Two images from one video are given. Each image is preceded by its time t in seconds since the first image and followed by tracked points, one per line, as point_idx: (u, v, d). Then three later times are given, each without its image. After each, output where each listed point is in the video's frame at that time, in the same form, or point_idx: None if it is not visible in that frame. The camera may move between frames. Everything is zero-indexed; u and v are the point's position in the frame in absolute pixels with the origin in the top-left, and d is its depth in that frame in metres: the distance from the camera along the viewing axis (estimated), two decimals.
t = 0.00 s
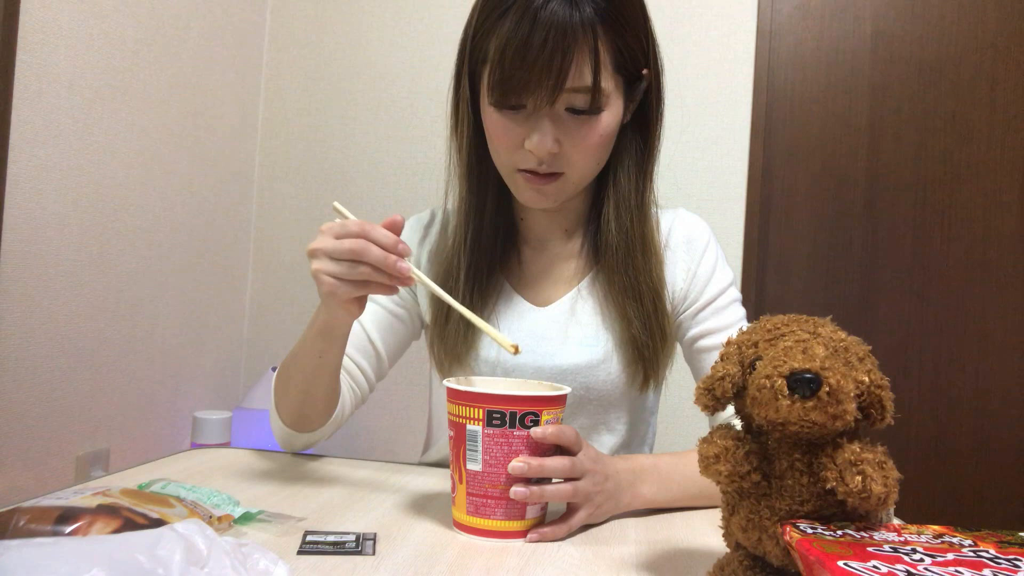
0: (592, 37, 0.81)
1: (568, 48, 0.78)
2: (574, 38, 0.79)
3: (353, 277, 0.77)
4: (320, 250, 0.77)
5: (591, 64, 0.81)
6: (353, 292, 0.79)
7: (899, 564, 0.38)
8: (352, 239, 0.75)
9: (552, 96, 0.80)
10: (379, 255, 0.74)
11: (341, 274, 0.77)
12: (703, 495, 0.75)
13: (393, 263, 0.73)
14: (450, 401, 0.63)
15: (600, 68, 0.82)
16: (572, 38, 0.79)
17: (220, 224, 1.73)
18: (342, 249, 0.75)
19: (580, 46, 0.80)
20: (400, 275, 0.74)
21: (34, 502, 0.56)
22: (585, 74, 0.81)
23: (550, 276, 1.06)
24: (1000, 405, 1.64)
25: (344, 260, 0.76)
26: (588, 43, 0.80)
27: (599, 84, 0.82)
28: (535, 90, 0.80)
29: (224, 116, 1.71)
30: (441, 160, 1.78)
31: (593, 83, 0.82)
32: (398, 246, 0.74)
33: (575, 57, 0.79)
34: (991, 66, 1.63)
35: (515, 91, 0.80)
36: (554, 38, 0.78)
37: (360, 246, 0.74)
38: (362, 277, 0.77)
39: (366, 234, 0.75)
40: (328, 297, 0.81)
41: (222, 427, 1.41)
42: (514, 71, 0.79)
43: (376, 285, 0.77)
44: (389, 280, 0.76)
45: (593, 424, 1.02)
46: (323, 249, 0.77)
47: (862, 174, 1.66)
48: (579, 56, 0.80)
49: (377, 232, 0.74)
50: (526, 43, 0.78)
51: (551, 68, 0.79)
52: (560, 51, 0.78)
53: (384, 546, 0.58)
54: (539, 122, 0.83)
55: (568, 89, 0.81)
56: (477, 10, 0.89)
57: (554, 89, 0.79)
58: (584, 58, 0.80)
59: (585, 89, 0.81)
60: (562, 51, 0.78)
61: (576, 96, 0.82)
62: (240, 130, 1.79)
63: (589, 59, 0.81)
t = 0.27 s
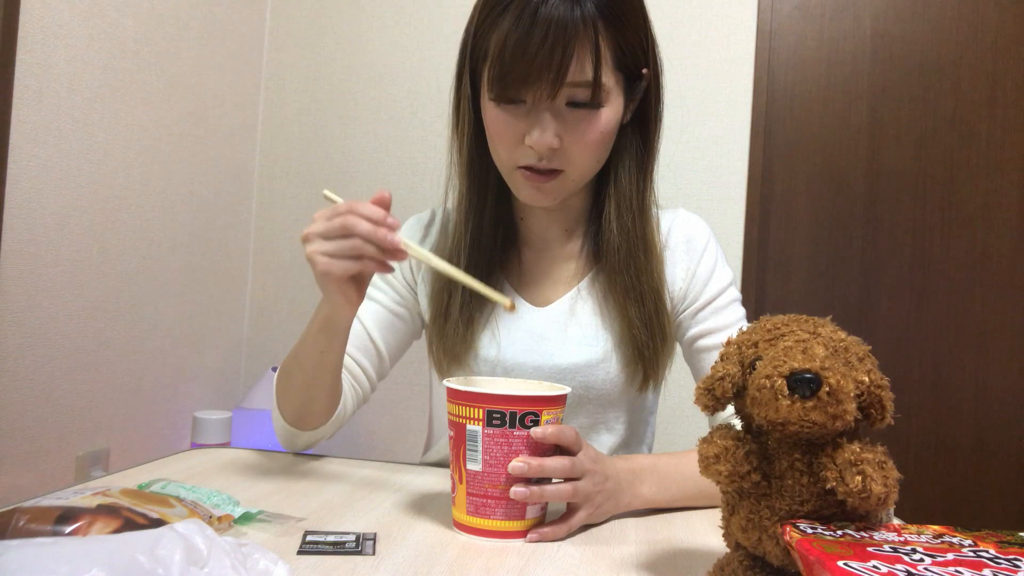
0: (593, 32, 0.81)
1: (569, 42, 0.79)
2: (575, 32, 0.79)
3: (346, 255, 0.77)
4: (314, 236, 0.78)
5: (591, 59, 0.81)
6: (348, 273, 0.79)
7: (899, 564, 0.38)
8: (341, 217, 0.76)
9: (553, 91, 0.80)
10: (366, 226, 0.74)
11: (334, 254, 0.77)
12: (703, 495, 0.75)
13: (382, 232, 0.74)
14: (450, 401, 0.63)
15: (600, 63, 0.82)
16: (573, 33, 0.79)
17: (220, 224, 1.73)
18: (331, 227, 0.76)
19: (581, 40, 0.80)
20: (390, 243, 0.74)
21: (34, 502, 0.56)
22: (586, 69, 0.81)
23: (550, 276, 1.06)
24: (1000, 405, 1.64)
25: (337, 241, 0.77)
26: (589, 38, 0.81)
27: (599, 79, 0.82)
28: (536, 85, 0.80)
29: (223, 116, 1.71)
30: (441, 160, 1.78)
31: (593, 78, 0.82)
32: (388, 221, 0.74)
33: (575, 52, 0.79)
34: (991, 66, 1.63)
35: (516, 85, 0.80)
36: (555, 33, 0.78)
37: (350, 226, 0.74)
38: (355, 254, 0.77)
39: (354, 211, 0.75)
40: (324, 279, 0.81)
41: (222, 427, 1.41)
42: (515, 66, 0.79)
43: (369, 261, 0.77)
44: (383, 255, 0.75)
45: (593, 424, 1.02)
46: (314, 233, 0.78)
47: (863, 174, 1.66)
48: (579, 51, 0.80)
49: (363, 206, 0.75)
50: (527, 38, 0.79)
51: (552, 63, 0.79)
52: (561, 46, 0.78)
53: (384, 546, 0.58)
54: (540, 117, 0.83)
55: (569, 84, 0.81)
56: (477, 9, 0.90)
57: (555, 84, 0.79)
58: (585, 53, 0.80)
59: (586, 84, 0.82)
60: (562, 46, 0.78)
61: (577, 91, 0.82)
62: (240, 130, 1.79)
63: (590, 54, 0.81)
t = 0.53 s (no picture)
0: (586, 31, 0.81)
1: (562, 41, 0.79)
2: (567, 31, 0.79)
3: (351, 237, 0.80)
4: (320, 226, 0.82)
5: (585, 58, 0.81)
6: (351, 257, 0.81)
7: (899, 564, 0.38)
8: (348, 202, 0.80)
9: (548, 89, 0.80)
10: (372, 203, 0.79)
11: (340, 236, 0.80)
12: (703, 495, 0.75)
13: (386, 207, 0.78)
14: (450, 401, 0.63)
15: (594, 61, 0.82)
16: (565, 32, 0.79)
17: (220, 224, 1.73)
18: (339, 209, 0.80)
19: (573, 39, 0.80)
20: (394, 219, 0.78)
21: (34, 502, 0.56)
22: (580, 67, 0.81)
23: (549, 276, 1.06)
24: (1000, 405, 1.64)
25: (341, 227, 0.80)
26: (582, 37, 0.81)
27: (593, 77, 0.82)
28: (531, 84, 0.80)
29: (223, 116, 1.71)
30: (441, 160, 1.78)
31: (587, 76, 0.82)
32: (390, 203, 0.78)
33: (569, 50, 0.80)
34: (990, 66, 1.63)
35: (511, 85, 0.80)
36: (548, 32, 0.78)
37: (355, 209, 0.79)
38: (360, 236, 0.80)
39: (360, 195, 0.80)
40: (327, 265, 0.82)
41: (222, 427, 1.41)
42: (510, 66, 0.80)
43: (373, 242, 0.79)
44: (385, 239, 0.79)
45: (593, 423, 1.02)
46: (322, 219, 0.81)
47: (862, 174, 1.66)
48: (572, 49, 0.80)
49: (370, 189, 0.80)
50: (521, 38, 0.79)
51: (546, 62, 0.79)
52: (554, 45, 0.79)
53: (384, 546, 0.58)
54: (536, 117, 0.83)
55: (564, 83, 0.81)
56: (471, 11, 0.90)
57: (550, 83, 0.80)
58: (578, 51, 0.80)
59: (581, 83, 0.81)
60: (556, 45, 0.78)
61: (573, 90, 0.82)
62: (239, 130, 1.79)
63: (583, 52, 0.81)
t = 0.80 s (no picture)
0: (582, 32, 0.81)
1: (557, 42, 0.79)
2: (563, 32, 0.79)
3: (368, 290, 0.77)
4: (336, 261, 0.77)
5: (581, 59, 0.81)
6: (365, 303, 0.80)
7: (900, 564, 0.38)
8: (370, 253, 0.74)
9: (543, 90, 0.80)
10: (395, 271, 0.74)
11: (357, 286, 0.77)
12: (703, 496, 0.75)
13: (408, 282, 0.73)
14: (450, 401, 0.63)
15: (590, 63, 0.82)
16: (561, 33, 0.79)
17: (220, 224, 1.73)
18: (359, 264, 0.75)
19: (569, 40, 0.80)
20: (414, 295, 0.74)
21: (34, 502, 0.56)
22: (575, 68, 0.81)
23: (548, 276, 1.06)
24: (1000, 405, 1.64)
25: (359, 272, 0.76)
26: (578, 38, 0.81)
27: (589, 78, 0.82)
28: (525, 84, 0.80)
29: (223, 116, 1.71)
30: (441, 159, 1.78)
31: (583, 77, 0.82)
32: (412, 265, 0.74)
33: (564, 51, 0.79)
34: (990, 66, 1.63)
35: (506, 85, 0.80)
36: (543, 33, 0.78)
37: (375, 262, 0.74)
38: (377, 292, 0.77)
39: (384, 251, 0.74)
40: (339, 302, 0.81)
41: (222, 427, 1.41)
42: (505, 66, 0.79)
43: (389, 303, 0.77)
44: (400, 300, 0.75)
45: (592, 424, 1.02)
46: (340, 261, 0.75)
47: (862, 174, 1.66)
48: (568, 50, 0.80)
49: (395, 248, 0.73)
50: (515, 38, 0.79)
51: (541, 63, 0.79)
52: (550, 46, 0.78)
53: (384, 546, 0.58)
54: (530, 117, 0.83)
55: (559, 84, 0.81)
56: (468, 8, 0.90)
57: (544, 84, 0.79)
58: (574, 53, 0.80)
59: (576, 84, 0.81)
60: (551, 46, 0.78)
61: (568, 91, 0.82)
62: (239, 130, 1.79)
63: (578, 53, 0.81)
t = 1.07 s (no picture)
0: (584, 37, 0.81)
1: (558, 48, 0.78)
2: (564, 38, 0.79)
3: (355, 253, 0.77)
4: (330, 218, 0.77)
5: (582, 65, 0.81)
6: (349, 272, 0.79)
7: (900, 564, 0.38)
8: (364, 216, 0.75)
9: (544, 97, 0.80)
10: (385, 239, 0.75)
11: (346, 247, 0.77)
12: (703, 496, 0.75)
13: (396, 252, 0.75)
14: (450, 401, 0.63)
15: (591, 69, 0.81)
16: (562, 39, 0.79)
17: (220, 224, 1.73)
18: (354, 224, 0.75)
19: (570, 46, 0.80)
20: (399, 268, 0.75)
21: (34, 502, 0.56)
22: (577, 75, 0.81)
23: (548, 278, 1.06)
24: (999, 405, 1.64)
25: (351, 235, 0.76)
26: (579, 43, 0.80)
27: (590, 85, 0.82)
28: (526, 90, 0.80)
29: (223, 116, 1.71)
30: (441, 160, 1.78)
31: (584, 84, 0.82)
32: (404, 236, 0.75)
33: (566, 58, 0.79)
34: (990, 66, 1.63)
35: (507, 91, 0.80)
36: (545, 38, 0.78)
37: (369, 225, 0.74)
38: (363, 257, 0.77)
39: (378, 217, 0.75)
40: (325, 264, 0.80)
41: (222, 427, 1.41)
42: (506, 72, 0.79)
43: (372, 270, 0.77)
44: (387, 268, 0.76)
45: (593, 425, 1.02)
46: (336, 218, 0.76)
47: (862, 174, 1.66)
48: (569, 57, 0.80)
49: (390, 216, 0.75)
50: (517, 44, 0.78)
51: (543, 69, 0.79)
52: (551, 52, 0.78)
53: (384, 546, 0.58)
54: (530, 123, 0.83)
55: (560, 90, 0.81)
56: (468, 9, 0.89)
57: (545, 90, 0.79)
58: (575, 59, 0.80)
59: (577, 90, 0.81)
60: (552, 52, 0.78)
61: (569, 97, 0.82)
62: (239, 130, 1.79)
63: (579, 59, 0.80)
